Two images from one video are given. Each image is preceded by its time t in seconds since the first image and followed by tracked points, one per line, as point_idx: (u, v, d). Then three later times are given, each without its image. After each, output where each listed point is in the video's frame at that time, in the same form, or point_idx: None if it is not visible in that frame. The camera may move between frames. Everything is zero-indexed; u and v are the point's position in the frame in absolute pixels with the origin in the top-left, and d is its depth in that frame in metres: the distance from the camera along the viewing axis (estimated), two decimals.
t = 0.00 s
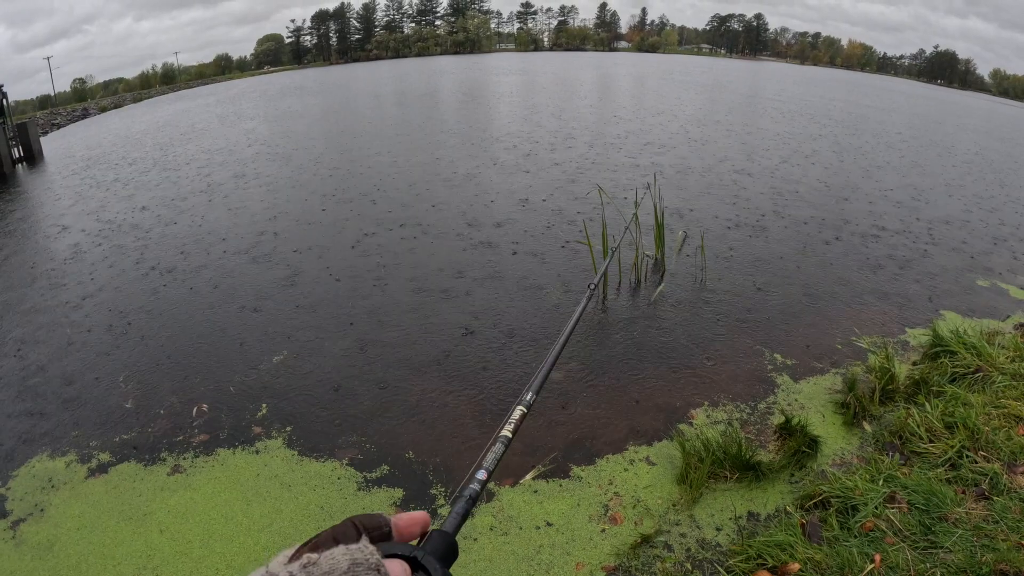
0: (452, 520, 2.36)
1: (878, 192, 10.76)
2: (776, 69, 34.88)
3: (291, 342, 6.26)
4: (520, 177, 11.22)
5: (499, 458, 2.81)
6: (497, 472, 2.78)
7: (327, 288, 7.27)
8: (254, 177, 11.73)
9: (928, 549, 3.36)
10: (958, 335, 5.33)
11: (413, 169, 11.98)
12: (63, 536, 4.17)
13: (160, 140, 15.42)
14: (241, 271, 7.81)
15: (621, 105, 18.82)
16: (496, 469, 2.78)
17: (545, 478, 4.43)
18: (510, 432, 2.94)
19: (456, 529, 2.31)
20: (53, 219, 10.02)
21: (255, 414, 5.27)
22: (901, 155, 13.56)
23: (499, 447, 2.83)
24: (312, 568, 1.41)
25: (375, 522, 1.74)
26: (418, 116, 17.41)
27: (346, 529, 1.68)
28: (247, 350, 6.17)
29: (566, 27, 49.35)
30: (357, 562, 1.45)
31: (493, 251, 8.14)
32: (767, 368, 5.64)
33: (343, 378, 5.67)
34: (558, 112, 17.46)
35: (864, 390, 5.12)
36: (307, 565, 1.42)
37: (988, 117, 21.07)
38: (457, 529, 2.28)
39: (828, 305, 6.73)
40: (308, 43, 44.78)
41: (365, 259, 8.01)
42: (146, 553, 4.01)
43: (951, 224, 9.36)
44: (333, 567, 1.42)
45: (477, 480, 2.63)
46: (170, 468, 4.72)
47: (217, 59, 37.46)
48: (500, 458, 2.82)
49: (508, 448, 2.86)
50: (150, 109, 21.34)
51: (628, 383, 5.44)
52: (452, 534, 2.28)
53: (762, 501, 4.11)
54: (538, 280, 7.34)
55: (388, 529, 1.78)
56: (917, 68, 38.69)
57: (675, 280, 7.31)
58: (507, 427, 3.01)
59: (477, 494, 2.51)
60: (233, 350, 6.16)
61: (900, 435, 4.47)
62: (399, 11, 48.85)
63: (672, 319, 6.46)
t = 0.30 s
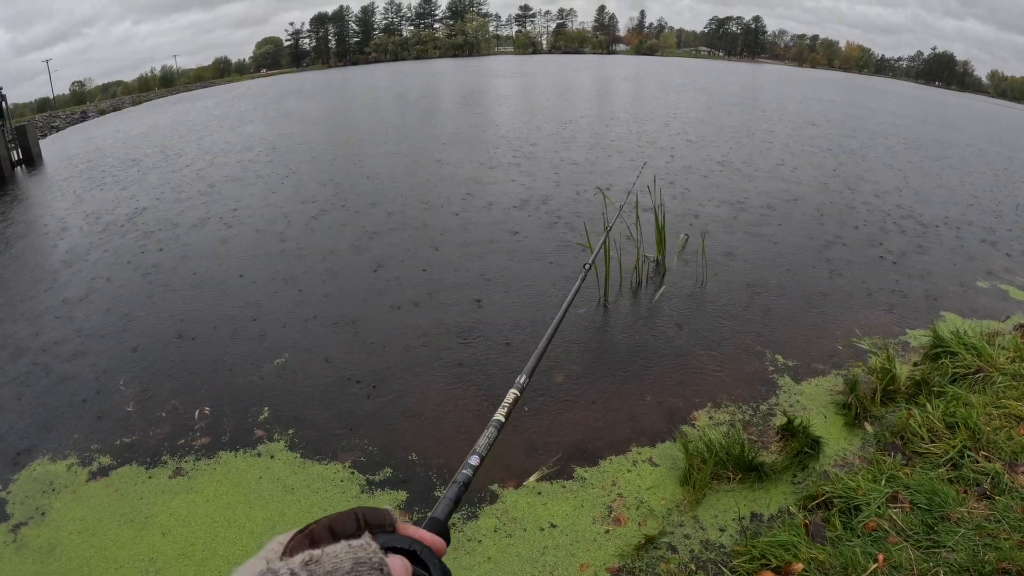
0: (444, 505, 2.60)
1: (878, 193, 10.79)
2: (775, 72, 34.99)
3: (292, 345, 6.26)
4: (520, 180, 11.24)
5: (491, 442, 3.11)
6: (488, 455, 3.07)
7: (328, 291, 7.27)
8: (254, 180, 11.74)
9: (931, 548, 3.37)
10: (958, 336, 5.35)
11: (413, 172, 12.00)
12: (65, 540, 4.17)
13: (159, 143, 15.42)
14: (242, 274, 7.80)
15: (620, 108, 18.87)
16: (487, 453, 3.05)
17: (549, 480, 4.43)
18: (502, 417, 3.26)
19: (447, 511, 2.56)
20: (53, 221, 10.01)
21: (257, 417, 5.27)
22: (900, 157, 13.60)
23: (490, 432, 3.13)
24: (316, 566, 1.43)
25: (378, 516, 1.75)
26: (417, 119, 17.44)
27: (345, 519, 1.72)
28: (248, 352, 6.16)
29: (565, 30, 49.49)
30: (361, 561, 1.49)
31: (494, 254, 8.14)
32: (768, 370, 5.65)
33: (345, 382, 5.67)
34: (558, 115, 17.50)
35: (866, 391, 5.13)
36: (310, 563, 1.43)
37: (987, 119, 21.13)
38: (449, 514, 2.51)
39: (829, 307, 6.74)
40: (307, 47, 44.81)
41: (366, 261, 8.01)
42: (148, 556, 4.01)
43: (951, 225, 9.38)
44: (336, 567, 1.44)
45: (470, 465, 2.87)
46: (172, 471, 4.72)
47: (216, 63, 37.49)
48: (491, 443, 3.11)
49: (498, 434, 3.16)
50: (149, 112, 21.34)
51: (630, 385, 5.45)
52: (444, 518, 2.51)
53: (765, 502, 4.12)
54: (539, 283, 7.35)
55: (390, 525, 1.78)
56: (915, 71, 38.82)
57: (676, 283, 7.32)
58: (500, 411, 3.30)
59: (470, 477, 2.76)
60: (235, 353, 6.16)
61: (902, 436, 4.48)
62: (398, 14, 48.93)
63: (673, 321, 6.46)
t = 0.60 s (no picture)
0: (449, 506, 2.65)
1: (878, 195, 10.82)
2: (773, 74, 35.13)
3: (294, 348, 6.26)
4: (521, 182, 11.25)
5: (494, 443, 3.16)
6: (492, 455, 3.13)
7: (329, 294, 7.27)
8: (254, 182, 11.75)
9: (934, 548, 3.37)
10: (959, 337, 5.36)
11: (413, 174, 12.02)
12: (67, 543, 4.16)
13: (159, 146, 15.42)
14: (243, 276, 7.80)
15: (619, 110, 18.91)
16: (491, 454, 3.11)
17: (553, 483, 4.43)
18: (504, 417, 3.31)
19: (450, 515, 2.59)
20: (53, 224, 10.01)
21: (259, 420, 5.26)
22: (899, 159, 13.64)
23: (493, 433, 3.18)
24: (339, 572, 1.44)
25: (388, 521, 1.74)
26: (417, 121, 17.46)
27: (356, 521, 1.69)
28: (249, 355, 6.16)
29: (563, 32, 49.64)
30: (383, 568, 1.50)
31: (495, 256, 8.15)
32: (770, 372, 5.66)
33: (347, 385, 5.67)
34: (557, 117, 17.54)
35: (867, 392, 5.15)
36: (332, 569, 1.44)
37: (986, 121, 21.18)
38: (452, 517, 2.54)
39: (829, 309, 6.76)
40: (306, 49, 44.88)
41: (367, 264, 8.02)
42: (150, 560, 4.01)
43: (950, 227, 9.41)
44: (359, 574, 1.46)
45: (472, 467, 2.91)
46: (174, 474, 4.72)
47: (216, 65, 37.53)
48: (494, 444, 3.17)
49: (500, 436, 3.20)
50: (149, 114, 21.36)
51: (632, 387, 5.45)
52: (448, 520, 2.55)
53: (769, 503, 4.13)
54: (540, 285, 7.36)
55: (399, 527, 1.78)
56: (913, 73, 38.99)
57: (677, 285, 7.33)
58: (502, 413, 3.32)
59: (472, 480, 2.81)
60: (236, 356, 6.16)
61: (904, 437, 4.49)
62: (397, 17, 49.03)
63: (675, 324, 6.47)
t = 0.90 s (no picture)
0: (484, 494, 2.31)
1: (877, 197, 10.83)
2: (772, 76, 35.18)
3: (294, 350, 6.26)
4: (520, 184, 11.27)
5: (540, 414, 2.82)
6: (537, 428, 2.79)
7: (329, 296, 7.26)
8: (253, 185, 11.74)
9: (936, 548, 3.37)
10: (958, 338, 5.37)
11: (413, 176, 12.03)
12: (66, 546, 4.16)
13: (158, 148, 15.42)
14: (243, 279, 7.79)
15: (618, 112, 18.95)
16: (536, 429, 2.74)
17: (554, 484, 4.43)
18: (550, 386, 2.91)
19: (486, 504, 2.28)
20: (52, 226, 10.00)
21: (259, 422, 5.26)
22: (898, 161, 13.66)
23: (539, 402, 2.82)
24: None
25: (420, 533, 1.46)
26: (416, 124, 17.46)
27: (384, 534, 1.42)
28: (249, 358, 6.15)
29: (562, 35, 49.74)
30: None
31: (495, 258, 8.15)
32: (771, 373, 5.66)
33: (348, 387, 5.67)
34: (556, 120, 17.57)
35: (868, 394, 5.15)
36: None
37: (985, 122, 21.19)
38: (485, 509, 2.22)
39: (830, 311, 6.76)
40: (304, 51, 44.91)
41: (367, 266, 8.02)
42: (150, 562, 4.01)
43: (950, 228, 9.41)
44: None
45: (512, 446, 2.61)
46: (174, 476, 4.71)
47: (214, 68, 37.58)
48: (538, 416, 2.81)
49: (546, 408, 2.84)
50: (148, 117, 21.37)
51: (633, 390, 5.45)
52: (479, 513, 2.23)
53: (770, 504, 4.13)
54: (540, 286, 7.37)
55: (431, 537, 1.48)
56: (911, 75, 39.10)
57: (677, 287, 7.33)
58: (548, 378, 2.94)
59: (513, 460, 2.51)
60: (236, 358, 6.15)
61: (904, 438, 4.48)
62: (396, 19, 49.11)
63: (675, 326, 6.48)
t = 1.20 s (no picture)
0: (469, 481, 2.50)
1: (873, 201, 10.87)
2: (767, 82, 35.33)
3: (291, 356, 6.23)
4: (517, 190, 11.28)
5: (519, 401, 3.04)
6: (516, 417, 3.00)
7: (327, 302, 7.24)
8: (250, 190, 11.73)
9: (935, 551, 3.37)
10: (956, 341, 5.38)
11: (410, 182, 12.03)
12: (62, 553, 4.12)
13: (155, 154, 15.39)
14: (239, 285, 7.76)
15: (615, 118, 19.02)
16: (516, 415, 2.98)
17: (553, 490, 4.42)
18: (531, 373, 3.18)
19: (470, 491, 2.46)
20: (48, 231, 9.96)
21: (255, 429, 5.23)
22: (894, 165, 13.73)
23: (520, 390, 3.05)
24: None
25: (403, 517, 1.69)
26: (413, 129, 17.47)
27: (368, 520, 1.63)
28: (246, 364, 6.12)
29: (558, 41, 49.93)
30: None
31: (493, 264, 8.15)
32: (769, 378, 5.66)
33: (345, 393, 5.64)
34: (553, 125, 17.62)
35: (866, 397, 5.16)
36: None
37: (978, 125, 21.34)
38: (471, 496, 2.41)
39: (827, 315, 6.77)
40: (300, 57, 44.92)
41: (364, 272, 8.00)
42: (147, 569, 3.98)
43: (946, 232, 9.45)
44: None
45: (497, 432, 2.77)
46: (170, 483, 4.68)
47: (210, 73, 37.58)
48: (519, 403, 3.03)
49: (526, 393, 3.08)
50: (144, 122, 21.36)
51: (632, 395, 5.44)
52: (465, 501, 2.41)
53: (769, 509, 4.12)
54: (538, 292, 7.37)
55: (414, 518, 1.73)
56: (905, 80, 39.36)
57: (675, 292, 7.34)
58: (530, 364, 3.25)
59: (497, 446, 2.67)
60: (233, 364, 6.13)
61: (903, 441, 4.48)
62: (392, 25, 49.21)
63: (673, 331, 6.48)
